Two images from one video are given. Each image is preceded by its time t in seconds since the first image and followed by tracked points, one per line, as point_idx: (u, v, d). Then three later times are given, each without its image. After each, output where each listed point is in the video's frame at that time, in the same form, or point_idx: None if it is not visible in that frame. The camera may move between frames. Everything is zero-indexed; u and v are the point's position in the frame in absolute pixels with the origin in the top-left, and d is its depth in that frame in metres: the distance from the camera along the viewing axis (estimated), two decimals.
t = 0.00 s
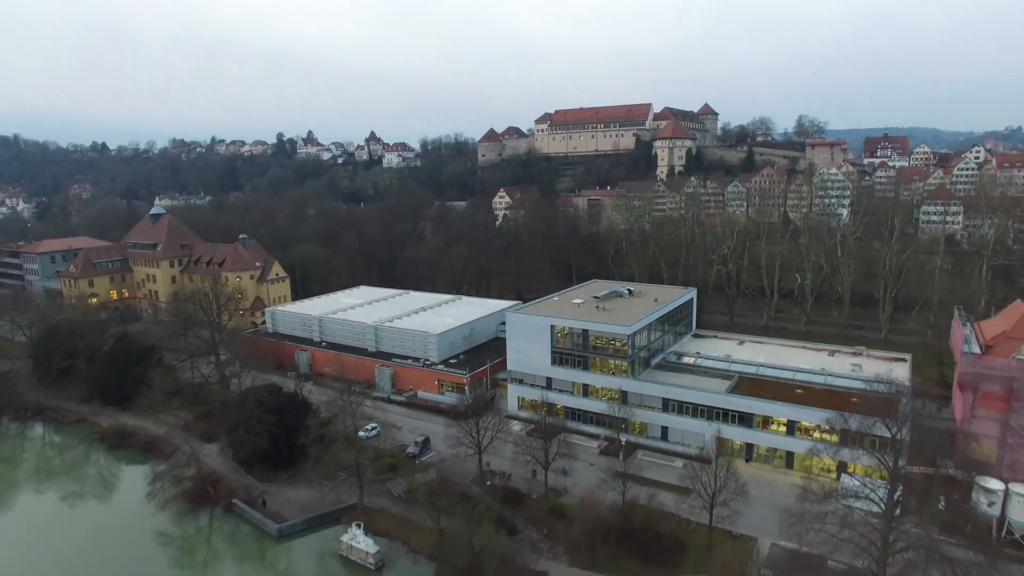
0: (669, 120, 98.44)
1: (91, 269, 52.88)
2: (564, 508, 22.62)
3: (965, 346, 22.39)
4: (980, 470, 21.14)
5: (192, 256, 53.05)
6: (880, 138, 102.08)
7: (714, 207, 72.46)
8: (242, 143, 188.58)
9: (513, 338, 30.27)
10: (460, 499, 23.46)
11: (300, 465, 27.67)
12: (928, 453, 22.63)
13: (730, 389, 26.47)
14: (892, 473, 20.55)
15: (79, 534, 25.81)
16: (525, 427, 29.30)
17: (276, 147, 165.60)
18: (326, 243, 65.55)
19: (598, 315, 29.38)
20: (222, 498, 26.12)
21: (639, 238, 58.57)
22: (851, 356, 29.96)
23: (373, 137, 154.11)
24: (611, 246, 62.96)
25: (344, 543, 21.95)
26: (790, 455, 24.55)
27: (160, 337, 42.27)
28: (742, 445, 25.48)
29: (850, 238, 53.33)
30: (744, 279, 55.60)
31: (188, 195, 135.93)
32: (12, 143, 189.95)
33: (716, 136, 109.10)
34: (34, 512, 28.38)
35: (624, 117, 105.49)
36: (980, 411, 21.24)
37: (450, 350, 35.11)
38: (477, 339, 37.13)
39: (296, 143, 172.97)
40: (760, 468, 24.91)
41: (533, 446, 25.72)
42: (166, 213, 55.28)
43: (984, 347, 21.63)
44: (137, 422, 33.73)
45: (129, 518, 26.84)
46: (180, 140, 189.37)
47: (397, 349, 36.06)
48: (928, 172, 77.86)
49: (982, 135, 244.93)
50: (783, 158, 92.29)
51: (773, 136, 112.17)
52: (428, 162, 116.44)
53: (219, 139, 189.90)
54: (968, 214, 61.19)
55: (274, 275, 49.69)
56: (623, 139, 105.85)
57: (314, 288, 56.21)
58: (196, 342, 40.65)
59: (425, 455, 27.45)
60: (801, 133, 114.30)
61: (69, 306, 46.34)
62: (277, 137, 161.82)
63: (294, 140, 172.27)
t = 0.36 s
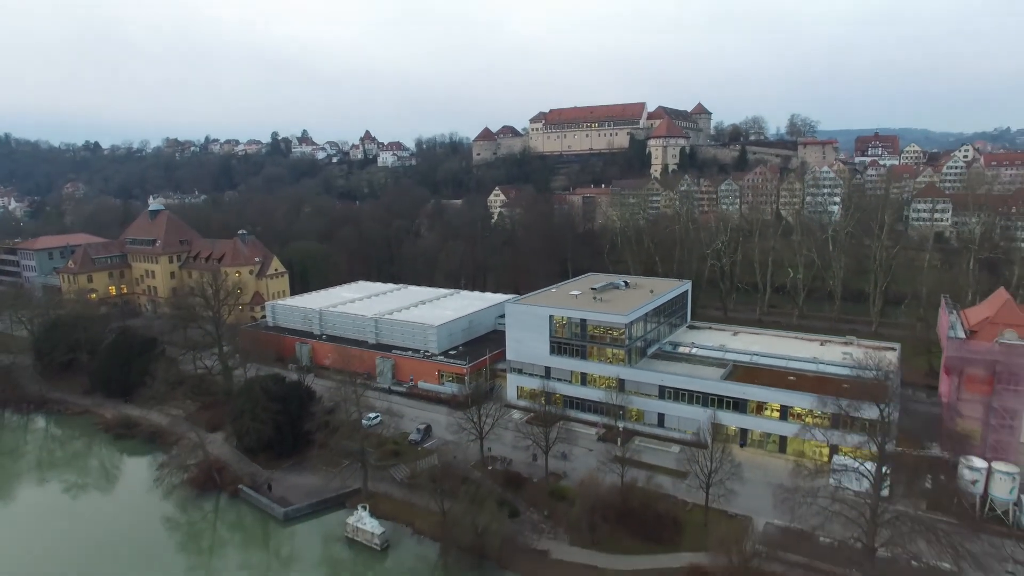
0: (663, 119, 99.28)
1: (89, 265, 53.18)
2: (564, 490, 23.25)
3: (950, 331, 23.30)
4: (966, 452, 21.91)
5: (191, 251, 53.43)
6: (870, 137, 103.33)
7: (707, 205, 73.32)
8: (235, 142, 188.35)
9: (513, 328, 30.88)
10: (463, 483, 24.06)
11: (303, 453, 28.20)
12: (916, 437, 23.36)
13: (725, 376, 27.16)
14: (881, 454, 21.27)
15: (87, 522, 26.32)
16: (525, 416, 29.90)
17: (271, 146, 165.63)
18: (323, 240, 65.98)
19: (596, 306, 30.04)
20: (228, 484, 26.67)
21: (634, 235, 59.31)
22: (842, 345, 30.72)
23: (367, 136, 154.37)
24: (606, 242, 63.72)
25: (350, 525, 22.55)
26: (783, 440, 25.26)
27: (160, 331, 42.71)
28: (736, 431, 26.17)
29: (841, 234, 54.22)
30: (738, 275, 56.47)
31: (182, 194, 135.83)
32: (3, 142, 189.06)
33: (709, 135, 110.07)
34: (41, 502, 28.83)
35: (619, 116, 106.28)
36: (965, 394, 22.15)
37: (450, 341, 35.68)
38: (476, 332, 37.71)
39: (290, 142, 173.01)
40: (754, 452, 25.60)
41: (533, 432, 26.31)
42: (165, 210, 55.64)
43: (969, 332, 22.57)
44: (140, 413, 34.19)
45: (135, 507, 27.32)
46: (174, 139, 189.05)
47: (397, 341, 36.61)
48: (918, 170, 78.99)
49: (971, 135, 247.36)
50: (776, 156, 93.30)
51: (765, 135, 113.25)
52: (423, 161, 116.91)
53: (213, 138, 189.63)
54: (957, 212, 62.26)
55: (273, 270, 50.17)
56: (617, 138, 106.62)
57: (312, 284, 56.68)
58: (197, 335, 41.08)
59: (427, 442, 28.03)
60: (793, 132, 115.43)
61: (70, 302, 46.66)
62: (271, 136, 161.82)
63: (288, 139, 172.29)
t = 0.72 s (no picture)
0: (655, 118, 100.24)
1: (87, 262, 53.45)
2: (563, 472, 23.98)
3: (935, 316, 24.13)
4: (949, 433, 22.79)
5: (189, 248, 53.78)
6: (859, 136, 104.83)
7: (700, 202, 74.28)
8: (228, 141, 187.90)
9: (511, 319, 31.56)
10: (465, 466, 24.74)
11: (307, 440, 28.84)
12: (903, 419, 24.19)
13: (718, 363, 27.96)
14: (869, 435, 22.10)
15: (95, 510, 26.91)
16: (523, 404, 30.58)
17: (264, 145, 165.55)
18: (320, 237, 66.40)
19: (592, 297, 30.78)
20: (234, 471, 27.42)
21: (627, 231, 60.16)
22: (831, 335, 31.56)
23: (361, 135, 154.55)
24: (600, 239, 64.55)
25: (356, 507, 23.37)
26: (775, 424, 26.05)
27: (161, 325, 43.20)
28: (730, 416, 26.93)
29: (831, 230, 55.26)
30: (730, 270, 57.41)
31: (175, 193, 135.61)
32: None
33: (701, 134, 111.20)
34: (49, 492, 29.38)
35: (611, 115, 107.16)
36: (949, 377, 22.88)
37: (448, 333, 36.27)
38: (474, 324, 38.33)
39: (283, 141, 172.88)
40: (747, 437, 26.37)
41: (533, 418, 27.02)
42: (162, 206, 55.96)
43: (952, 318, 23.33)
44: (143, 404, 34.73)
45: (142, 495, 27.91)
46: (166, 138, 188.43)
47: (397, 333, 37.17)
48: (906, 169, 80.30)
49: (959, 136, 250.21)
50: (767, 155, 94.47)
51: (756, 134, 114.53)
52: (417, 159, 117.39)
53: (205, 138, 189.13)
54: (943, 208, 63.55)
55: (272, 266, 50.65)
56: (610, 137, 107.48)
57: (310, 280, 57.15)
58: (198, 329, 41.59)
59: (428, 429, 28.68)
60: (784, 131, 116.75)
61: (68, 296, 46.92)
62: (264, 135, 161.72)
63: (281, 139, 172.09)
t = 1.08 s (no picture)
0: (654, 117, 101.04)
1: (94, 257, 54.18)
2: (567, 455, 24.77)
3: (927, 303, 24.89)
4: (940, 415, 23.60)
5: (194, 243, 54.46)
6: (857, 134, 105.66)
7: (698, 199, 75.14)
8: (227, 141, 188.34)
9: (515, 309, 32.32)
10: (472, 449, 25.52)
11: (317, 427, 29.61)
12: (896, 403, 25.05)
13: (717, 351, 28.76)
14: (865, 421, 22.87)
15: (111, 495, 27.74)
16: (527, 392, 31.36)
17: (264, 145, 166.09)
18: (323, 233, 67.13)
19: (594, 287, 31.53)
20: (246, 455, 28.28)
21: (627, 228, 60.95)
22: (828, 324, 32.33)
23: (361, 134, 155.16)
24: (600, 236, 65.36)
25: (367, 488, 24.25)
26: (773, 410, 26.84)
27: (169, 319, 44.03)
28: (729, 402, 27.70)
29: (827, 225, 56.03)
30: (728, 265, 58.23)
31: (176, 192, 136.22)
32: None
33: (699, 133, 112.06)
34: (65, 477, 30.24)
35: (610, 114, 107.90)
36: (940, 361, 23.70)
37: (452, 325, 36.99)
38: (478, 316, 39.06)
39: (283, 141, 173.46)
40: (746, 422, 27.14)
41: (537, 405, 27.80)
42: (168, 203, 56.67)
43: (943, 304, 24.18)
44: (155, 394, 35.51)
45: (157, 480, 28.72)
46: (166, 138, 188.92)
47: (402, 325, 37.88)
48: (902, 166, 81.08)
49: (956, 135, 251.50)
50: (764, 153, 95.35)
51: (754, 132, 115.41)
52: (418, 158, 118.15)
53: (205, 137, 189.70)
54: (939, 205, 64.46)
55: (277, 261, 51.42)
56: (610, 136, 108.24)
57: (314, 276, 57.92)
58: (206, 323, 42.39)
59: (435, 415, 29.44)
60: (782, 130, 117.56)
61: (77, 290, 47.59)
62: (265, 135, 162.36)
63: (281, 138, 172.63)
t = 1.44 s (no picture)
0: (654, 116, 101.76)
1: (101, 253, 54.93)
2: (570, 439, 25.53)
3: (919, 292, 25.58)
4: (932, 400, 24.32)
5: (200, 239, 55.22)
6: (855, 133, 106.41)
7: (698, 197, 75.87)
8: (229, 140, 188.92)
9: (518, 300, 33.04)
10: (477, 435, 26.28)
11: (325, 415, 30.38)
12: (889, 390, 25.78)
13: (716, 340, 29.49)
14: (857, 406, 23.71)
15: (125, 481, 28.52)
16: (529, 382, 32.09)
17: (265, 144, 166.75)
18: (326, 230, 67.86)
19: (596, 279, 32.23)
20: (256, 442, 29.08)
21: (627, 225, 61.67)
22: (825, 315, 33.02)
23: (362, 134, 155.90)
24: (600, 233, 66.11)
25: (375, 471, 25.06)
26: (771, 396, 27.55)
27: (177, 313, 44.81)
28: (727, 389, 28.41)
29: (825, 222, 56.75)
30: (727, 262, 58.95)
31: (178, 191, 136.90)
32: None
33: (699, 132, 112.78)
34: (79, 464, 31.03)
35: (611, 113, 108.62)
36: (932, 348, 24.42)
37: (456, 317, 37.69)
38: (481, 309, 39.75)
39: (285, 140, 174.12)
40: (743, 409, 27.87)
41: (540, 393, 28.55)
42: (174, 199, 57.42)
43: (934, 293, 24.90)
44: (165, 385, 36.30)
45: (167, 467, 29.44)
46: (167, 138, 189.52)
47: (406, 318, 38.57)
48: (899, 164, 81.80)
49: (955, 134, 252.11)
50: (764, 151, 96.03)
51: (753, 131, 116.12)
52: (419, 157, 118.82)
53: (206, 137, 190.30)
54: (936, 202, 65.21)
55: (282, 257, 52.23)
56: (610, 135, 108.95)
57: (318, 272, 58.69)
58: (213, 316, 43.19)
59: (440, 404, 30.17)
60: (782, 129, 118.25)
61: (85, 285, 48.29)
62: (266, 134, 163.01)
63: (282, 138, 173.30)
